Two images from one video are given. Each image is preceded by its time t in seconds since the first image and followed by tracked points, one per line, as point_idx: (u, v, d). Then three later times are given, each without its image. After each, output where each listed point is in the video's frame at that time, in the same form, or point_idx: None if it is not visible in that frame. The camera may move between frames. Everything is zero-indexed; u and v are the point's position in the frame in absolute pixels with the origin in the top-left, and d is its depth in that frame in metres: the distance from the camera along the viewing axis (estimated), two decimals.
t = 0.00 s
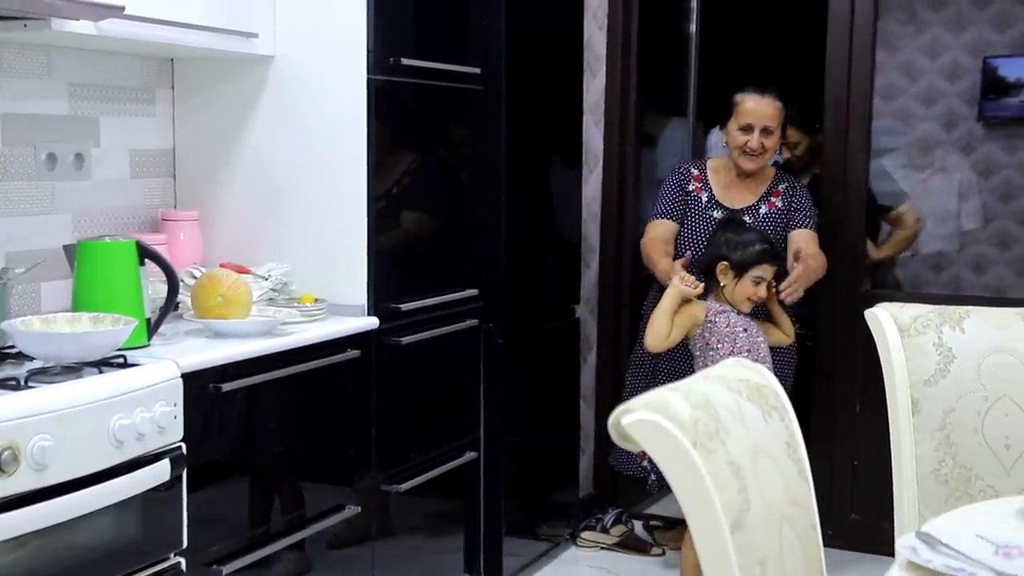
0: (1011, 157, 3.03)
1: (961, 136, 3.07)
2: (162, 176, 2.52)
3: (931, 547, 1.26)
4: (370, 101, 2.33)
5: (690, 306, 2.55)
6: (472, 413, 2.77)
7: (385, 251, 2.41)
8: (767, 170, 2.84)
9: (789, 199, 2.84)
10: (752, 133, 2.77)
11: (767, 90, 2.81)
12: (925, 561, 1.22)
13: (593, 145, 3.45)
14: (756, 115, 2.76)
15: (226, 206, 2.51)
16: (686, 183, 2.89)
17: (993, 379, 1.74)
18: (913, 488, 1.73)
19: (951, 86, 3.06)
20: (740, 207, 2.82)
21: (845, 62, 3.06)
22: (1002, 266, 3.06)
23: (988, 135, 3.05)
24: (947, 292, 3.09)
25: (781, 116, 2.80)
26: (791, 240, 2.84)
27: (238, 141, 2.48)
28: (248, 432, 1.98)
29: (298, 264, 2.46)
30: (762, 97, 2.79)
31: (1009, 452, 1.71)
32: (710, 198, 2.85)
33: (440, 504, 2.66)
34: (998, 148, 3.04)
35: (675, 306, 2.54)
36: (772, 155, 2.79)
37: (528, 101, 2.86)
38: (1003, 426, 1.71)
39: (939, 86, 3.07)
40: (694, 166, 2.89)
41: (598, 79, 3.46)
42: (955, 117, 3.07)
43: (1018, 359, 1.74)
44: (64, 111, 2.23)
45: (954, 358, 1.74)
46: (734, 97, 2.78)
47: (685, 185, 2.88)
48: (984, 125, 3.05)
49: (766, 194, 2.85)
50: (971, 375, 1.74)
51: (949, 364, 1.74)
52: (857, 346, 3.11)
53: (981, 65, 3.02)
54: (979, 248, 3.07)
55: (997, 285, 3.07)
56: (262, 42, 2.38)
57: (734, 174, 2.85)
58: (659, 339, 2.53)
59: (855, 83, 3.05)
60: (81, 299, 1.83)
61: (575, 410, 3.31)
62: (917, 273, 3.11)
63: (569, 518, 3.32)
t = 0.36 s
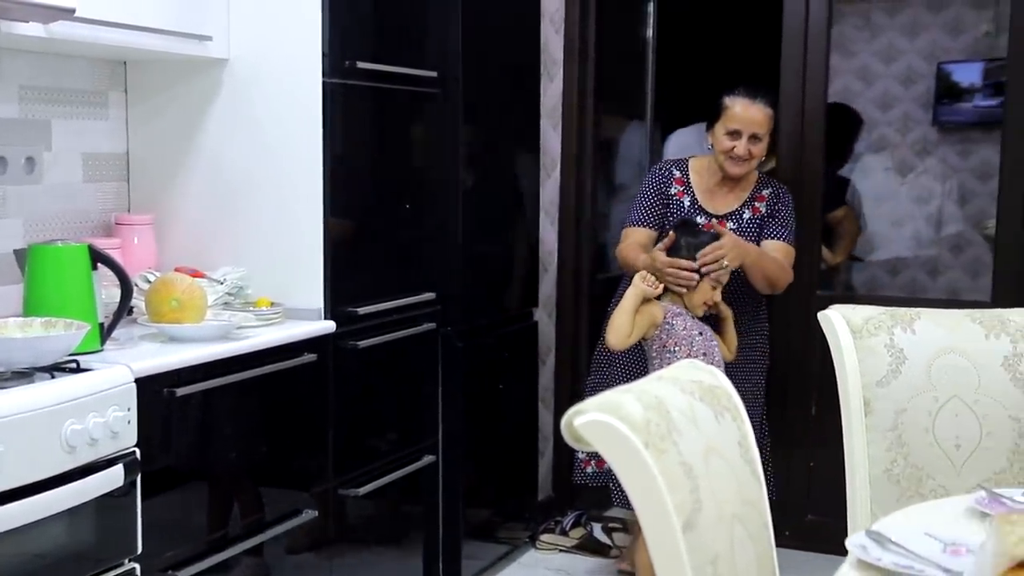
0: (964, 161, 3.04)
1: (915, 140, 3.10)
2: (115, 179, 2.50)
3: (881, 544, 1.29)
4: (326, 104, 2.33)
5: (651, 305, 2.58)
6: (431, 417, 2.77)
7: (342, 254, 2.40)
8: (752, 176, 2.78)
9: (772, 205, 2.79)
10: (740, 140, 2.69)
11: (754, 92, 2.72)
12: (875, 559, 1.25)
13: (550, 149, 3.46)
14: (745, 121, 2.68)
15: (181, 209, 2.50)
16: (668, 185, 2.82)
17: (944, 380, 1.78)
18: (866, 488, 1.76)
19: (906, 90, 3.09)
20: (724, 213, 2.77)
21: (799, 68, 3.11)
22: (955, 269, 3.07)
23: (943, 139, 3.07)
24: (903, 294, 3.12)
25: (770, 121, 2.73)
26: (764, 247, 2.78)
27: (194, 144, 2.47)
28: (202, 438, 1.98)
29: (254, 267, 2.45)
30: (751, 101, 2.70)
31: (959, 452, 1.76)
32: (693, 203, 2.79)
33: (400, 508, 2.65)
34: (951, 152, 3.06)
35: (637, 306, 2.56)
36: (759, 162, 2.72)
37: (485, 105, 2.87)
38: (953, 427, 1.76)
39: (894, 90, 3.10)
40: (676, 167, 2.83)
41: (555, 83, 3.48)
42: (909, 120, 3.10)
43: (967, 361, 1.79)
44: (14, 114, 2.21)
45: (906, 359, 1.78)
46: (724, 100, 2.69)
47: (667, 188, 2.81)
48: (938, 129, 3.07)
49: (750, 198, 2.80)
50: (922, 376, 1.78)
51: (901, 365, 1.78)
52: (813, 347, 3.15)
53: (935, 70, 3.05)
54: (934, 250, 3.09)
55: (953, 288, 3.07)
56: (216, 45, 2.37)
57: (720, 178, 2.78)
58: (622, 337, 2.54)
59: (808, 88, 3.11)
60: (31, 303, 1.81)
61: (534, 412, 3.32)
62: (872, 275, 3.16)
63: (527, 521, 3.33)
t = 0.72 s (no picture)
0: (930, 161, 3.07)
1: (880, 140, 3.13)
2: (81, 177, 2.49)
3: (846, 539, 1.32)
4: (295, 102, 2.33)
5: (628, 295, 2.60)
6: (401, 416, 2.77)
7: (310, 253, 2.40)
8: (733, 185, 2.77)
9: (754, 208, 2.80)
10: (730, 154, 2.66)
11: (745, 99, 2.71)
12: (839, 554, 1.27)
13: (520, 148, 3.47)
14: (736, 136, 2.65)
15: (149, 207, 2.49)
16: (649, 186, 2.79)
17: (909, 377, 1.81)
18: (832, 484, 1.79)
19: (873, 90, 3.12)
20: (705, 217, 2.76)
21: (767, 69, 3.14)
22: (921, 268, 3.11)
23: (908, 139, 3.10)
24: (870, 293, 3.17)
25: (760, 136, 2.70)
26: (742, 251, 2.79)
27: (163, 141, 2.45)
28: (171, 437, 1.97)
29: (223, 266, 2.44)
30: (744, 116, 2.67)
31: (923, 449, 1.79)
32: (677, 205, 2.76)
33: (370, 507, 2.65)
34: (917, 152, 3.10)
35: (614, 296, 2.55)
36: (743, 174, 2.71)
37: (453, 104, 2.88)
38: (918, 424, 1.79)
39: (861, 90, 3.14)
40: (659, 169, 2.80)
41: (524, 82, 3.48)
42: (875, 120, 3.13)
43: (932, 359, 1.82)
44: None
45: (871, 356, 1.82)
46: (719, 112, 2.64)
47: (649, 190, 2.79)
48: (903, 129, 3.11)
49: (733, 202, 2.79)
50: (887, 373, 1.81)
51: (866, 362, 1.81)
52: (780, 345, 3.19)
53: (901, 70, 3.08)
54: (900, 249, 3.13)
55: (918, 287, 3.12)
56: (183, 42, 2.36)
57: (702, 182, 2.75)
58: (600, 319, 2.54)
59: (775, 89, 3.14)
60: None
61: (504, 411, 3.33)
62: (839, 274, 3.20)
63: (497, 519, 3.34)
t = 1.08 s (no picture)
0: (911, 162, 3.09)
1: (860, 141, 3.15)
2: (59, 175, 2.47)
3: (824, 539, 1.33)
4: (276, 101, 2.32)
5: (608, 294, 2.61)
6: (381, 416, 2.76)
7: (290, 251, 2.39)
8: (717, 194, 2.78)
9: (735, 213, 2.81)
10: (723, 170, 2.66)
11: (744, 116, 2.70)
12: (816, 553, 1.28)
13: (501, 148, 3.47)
14: (732, 154, 2.65)
15: (127, 206, 2.47)
16: (632, 188, 2.79)
17: (887, 377, 1.82)
18: (810, 484, 1.80)
19: (854, 92, 3.14)
20: (687, 220, 2.76)
21: (748, 70, 3.16)
22: (901, 269, 3.14)
23: (889, 140, 3.12)
24: (850, 294, 3.19)
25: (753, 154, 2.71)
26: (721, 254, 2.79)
27: (142, 140, 2.44)
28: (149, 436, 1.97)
29: (202, 266, 2.43)
30: (742, 134, 2.67)
31: (901, 449, 1.81)
32: (659, 207, 2.76)
33: (350, 507, 2.65)
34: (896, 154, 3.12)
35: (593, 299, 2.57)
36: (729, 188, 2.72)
37: (434, 103, 2.87)
38: (896, 424, 1.81)
39: (842, 92, 3.16)
40: (643, 171, 2.79)
41: (505, 82, 3.48)
42: (856, 122, 3.15)
43: (910, 359, 1.84)
44: None
45: (850, 356, 1.83)
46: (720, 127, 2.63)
47: (632, 191, 2.79)
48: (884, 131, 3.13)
49: (715, 206, 2.80)
50: (866, 373, 1.82)
51: (845, 362, 1.82)
52: (760, 345, 3.21)
53: (882, 72, 3.10)
54: (880, 250, 3.16)
55: (898, 288, 3.14)
56: (162, 40, 2.35)
57: (687, 187, 2.75)
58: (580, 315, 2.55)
59: (756, 89, 3.16)
60: None
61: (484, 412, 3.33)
62: (819, 275, 3.22)
63: (477, 520, 3.34)
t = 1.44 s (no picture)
0: (894, 163, 3.11)
1: (844, 141, 3.17)
2: (40, 174, 2.46)
3: (805, 537, 1.33)
4: (259, 100, 2.31)
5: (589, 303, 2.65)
6: (364, 415, 2.76)
7: (274, 251, 2.39)
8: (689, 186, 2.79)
9: (710, 211, 2.80)
10: (688, 156, 2.68)
11: (704, 102, 2.73)
12: (798, 553, 1.29)
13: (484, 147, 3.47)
14: (695, 139, 2.68)
15: (109, 205, 2.46)
16: (606, 188, 2.80)
17: (870, 378, 1.84)
18: (793, 483, 1.81)
19: (838, 93, 3.16)
20: (661, 217, 2.77)
21: (731, 71, 3.17)
22: (884, 270, 3.15)
23: (873, 141, 3.14)
24: (833, 294, 3.20)
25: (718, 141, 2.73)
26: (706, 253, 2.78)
27: (124, 138, 2.43)
28: (129, 436, 1.96)
29: (184, 265, 2.43)
30: (704, 120, 2.70)
31: (883, 448, 1.82)
32: (631, 205, 2.77)
33: (334, 507, 2.64)
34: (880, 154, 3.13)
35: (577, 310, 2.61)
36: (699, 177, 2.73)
37: (417, 103, 2.87)
38: (878, 423, 1.82)
39: (826, 92, 3.17)
40: (616, 171, 2.81)
41: (489, 82, 3.48)
42: (840, 122, 3.17)
43: (893, 359, 1.85)
44: None
45: (833, 356, 1.84)
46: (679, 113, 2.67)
47: (606, 191, 2.80)
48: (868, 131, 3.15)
49: (689, 204, 2.80)
50: (848, 373, 1.84)
51: (827, 362, 1.83)
52: (743, 345, 3.22)
53: (866, 73, 3.12)
54: (863, 251, 3.17)
55: (880, 288, 3.16)
56: (144, 38, 2.34)
57: (657, 181, 2.77)
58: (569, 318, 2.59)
59: (740, 90, 3.17)
60: None
61: (468, 411, 3.33)
62: (803, 276, 3.24)
63: (461, 519, 3.34)
